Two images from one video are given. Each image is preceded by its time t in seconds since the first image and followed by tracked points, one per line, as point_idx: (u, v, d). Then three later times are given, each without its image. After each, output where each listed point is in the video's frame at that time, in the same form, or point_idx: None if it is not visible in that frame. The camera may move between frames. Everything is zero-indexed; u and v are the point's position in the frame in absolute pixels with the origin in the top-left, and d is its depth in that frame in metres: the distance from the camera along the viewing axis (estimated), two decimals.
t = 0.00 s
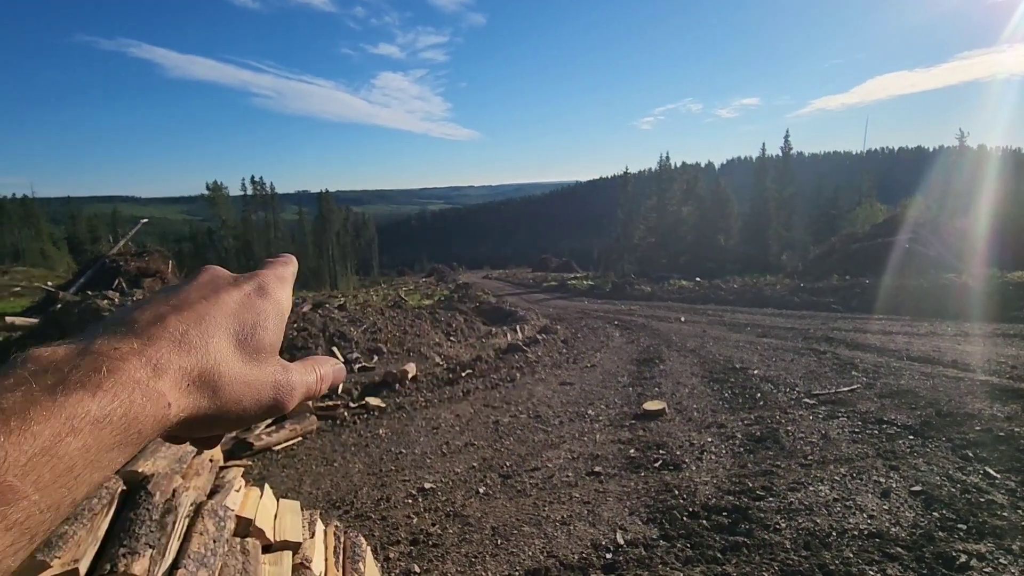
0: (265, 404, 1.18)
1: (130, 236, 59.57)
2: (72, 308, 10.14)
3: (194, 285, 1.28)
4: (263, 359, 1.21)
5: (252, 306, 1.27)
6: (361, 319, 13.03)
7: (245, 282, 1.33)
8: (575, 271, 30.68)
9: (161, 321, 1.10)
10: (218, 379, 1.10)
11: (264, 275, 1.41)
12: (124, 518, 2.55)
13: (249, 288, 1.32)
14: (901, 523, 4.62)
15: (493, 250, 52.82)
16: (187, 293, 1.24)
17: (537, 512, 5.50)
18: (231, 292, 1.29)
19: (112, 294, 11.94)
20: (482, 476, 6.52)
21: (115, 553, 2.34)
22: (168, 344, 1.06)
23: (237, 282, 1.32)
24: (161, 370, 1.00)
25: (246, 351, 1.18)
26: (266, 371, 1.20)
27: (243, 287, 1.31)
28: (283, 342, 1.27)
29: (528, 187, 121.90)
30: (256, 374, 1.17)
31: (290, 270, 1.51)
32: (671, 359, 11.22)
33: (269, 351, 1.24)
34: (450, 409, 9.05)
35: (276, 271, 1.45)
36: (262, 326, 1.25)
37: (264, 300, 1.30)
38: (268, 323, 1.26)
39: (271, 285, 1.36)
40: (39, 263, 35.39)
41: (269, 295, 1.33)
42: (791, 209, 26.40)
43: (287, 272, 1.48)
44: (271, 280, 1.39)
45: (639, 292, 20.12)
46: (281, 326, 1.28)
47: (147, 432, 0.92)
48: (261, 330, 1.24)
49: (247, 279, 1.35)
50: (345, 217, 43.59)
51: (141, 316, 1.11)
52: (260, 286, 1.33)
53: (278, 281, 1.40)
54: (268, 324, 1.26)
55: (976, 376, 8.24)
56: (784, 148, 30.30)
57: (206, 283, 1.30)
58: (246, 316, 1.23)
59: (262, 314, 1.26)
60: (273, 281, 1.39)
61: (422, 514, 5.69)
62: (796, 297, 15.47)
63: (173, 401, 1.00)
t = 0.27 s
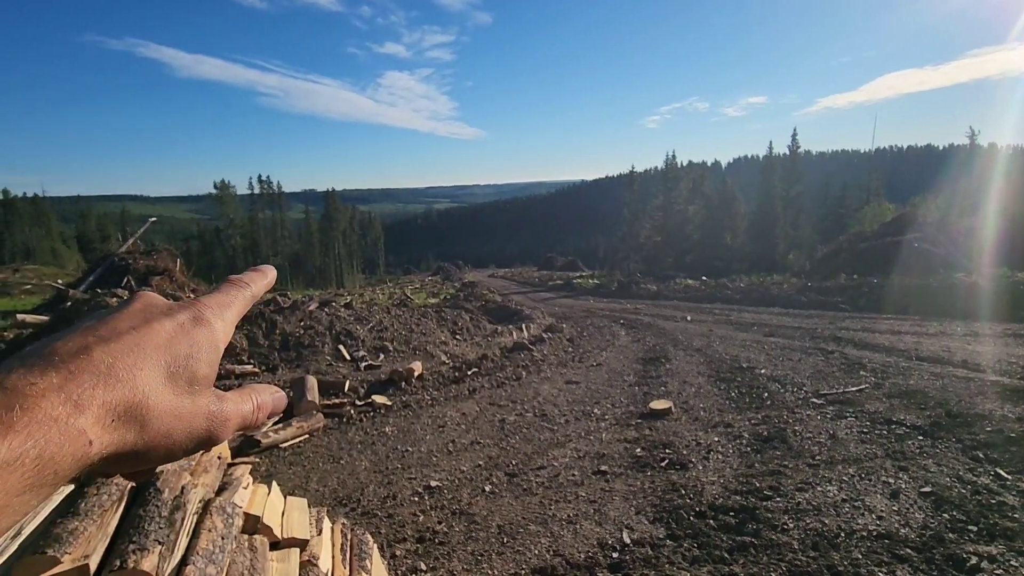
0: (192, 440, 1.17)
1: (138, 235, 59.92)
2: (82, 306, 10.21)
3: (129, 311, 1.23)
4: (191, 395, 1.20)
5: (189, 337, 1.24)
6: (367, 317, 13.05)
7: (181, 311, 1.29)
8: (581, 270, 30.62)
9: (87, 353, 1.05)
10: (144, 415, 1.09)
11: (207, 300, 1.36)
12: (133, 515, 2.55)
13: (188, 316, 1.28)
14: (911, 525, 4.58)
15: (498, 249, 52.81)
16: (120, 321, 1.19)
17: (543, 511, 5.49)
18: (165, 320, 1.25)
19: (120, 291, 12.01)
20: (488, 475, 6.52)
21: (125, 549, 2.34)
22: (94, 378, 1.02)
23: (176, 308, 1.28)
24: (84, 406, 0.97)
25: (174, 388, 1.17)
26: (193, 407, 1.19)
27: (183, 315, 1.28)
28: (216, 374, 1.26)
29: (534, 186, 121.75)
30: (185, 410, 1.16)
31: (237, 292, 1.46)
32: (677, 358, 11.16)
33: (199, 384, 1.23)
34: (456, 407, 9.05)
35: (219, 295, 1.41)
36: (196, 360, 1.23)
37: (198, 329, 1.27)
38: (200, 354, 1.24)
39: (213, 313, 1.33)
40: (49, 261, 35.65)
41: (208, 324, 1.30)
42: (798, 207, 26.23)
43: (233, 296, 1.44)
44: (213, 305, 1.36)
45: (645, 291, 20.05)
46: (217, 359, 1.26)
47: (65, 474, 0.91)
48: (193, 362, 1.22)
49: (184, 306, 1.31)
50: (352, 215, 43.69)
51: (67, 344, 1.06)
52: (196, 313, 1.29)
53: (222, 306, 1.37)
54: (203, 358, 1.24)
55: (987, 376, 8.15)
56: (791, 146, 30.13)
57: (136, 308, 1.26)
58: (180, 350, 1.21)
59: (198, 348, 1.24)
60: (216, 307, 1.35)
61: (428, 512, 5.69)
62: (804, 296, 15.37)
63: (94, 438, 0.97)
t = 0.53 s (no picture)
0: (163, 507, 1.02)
1: (142, 235, 60.18)
2: (86, 306, 10.24)
3: (113, 360, 1.11)
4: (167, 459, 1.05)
5: (173, 389, 1.10)
6: (370, 317, 13.06)
7: (171, 363, 1.16)
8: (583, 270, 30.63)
9: (48, 408, 0.92)
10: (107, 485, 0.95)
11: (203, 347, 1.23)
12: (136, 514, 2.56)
13: (176, 368, 1.15)
14: (914, 526, 4.56)
15: (500, 249, 52.89)
16: (98, 369, 1.06)
17: (546, 511, 5.49)
18: (152, 372, 1.12)
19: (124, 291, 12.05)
20: (490, 474, 6.52)
21: (128, 548, 2.35)
22: (58, 444, 0.89)
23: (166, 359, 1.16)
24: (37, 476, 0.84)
25: (150, 450, 1.03)
26: (166, 472, 1.03)
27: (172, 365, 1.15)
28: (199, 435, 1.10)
29: (536, 186, 121.82)
30: (157, 475, 1.01)
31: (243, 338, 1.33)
32: (679, 358, 11.16)
33: (181, 443, 1.07)
34: (458, 407, 9.05)
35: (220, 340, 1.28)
36: (179, 417, 1.08)
37: (187, 383, 1.13)
38: (186, 411, 1.09)
39: (208, 362, 1.19)
40: (53, 260, 35.81)
41: (200, 375, 1.16)
42: (800, 207, 26.18)
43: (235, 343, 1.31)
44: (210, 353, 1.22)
45: (647, 291, 20.06)
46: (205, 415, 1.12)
47: (1, 557, 0.78)
48: (175, 423, 1.07)
49: (175, 355, 1.18)
50: (354, 215, 43.77)
51: (31, 396, 0.94)
52: (187, 368, 1.16)
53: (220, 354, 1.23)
54: (187, 414, 1.09)
55: (990, 376, 8.13)
56: (794, 146, 30.08)
57: (126, 359, 1.14)
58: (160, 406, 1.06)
59: (182, 402, 1.09)
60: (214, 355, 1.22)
61: (430, 512, 5.69)
62: (806, 296, 15.34)
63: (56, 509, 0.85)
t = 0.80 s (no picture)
0: (143, 379, 1.34)
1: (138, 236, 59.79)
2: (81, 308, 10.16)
3: (97, 260, 1.41)
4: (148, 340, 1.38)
5: (149, 287, 1.43)
6: (367, 318, 13.03)
7: (139, 262, 1.48)
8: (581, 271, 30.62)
9: (47, 287, 1.24)
10: (96, 354, 1.26)
11: (167, 254, 1.56)
12: (131, 519, 2.54)
13: (151, 270, 1.47)
14: (911, 527, 4.57)
15: (498, 249, 52.82)
16: (88, 266, 1.37)
17: (543, 513, 5.48)
18: (125, 267, 1.44)
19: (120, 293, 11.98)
20: (487, 476, 6.51)
21: (123, 550, 2.34)
22: (62, 316, 1.21)
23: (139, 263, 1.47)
24: (39, 342, 1.15)
25: (132, 332, 1.35)
26: (146, 346, 1.37)
27: (146, 269, 1.47)
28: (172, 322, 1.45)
29: (533, 186, 121.85)
30: (141, 352, 1.34)
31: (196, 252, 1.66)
32: (676, 358, 11.17)
33: (153, 330, 1.41)
34: (455, 408, 9.03)
35: (178, 249, 1.61)
36: (152, 306, 1.41)
37: (157, 281, 1.46)
38: (156, 302, 1.43)
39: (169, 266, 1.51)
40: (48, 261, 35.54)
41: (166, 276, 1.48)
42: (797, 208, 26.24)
43: (191, 254, 1.64)
44: (171, 259, 1.55)
45: (645, 292, 20.05)
46: (170, 309, 1.45)
47: (24, 396, 1.09)
48: (151, 309, 1.42)
49: (143, 258, 1.49)
50: (351, 216, 43.67)
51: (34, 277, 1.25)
52: (157, 262, 1.50)
53: (179, 260, 1.57)
54: (158, 304, 1.43)
55: (985, 377, 8.17)
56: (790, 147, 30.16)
57: (101, 254, 1.47)
58: (138, 300, 1.39)
59: (156, 296, 1.43)
60: (171, 261, 1.55)
61: (427, 514, 5.68)
62: (803, 297, 15.36)
63: (64, 368, 1.19)
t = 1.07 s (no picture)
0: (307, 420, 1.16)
1: (127, 237, 59.29)
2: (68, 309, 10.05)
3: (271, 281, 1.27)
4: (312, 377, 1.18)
5: (319, 317, 1.25)
6: (359, 320, 12.98)
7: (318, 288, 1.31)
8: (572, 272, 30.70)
9: (226, 315, 1.10)
10: (270, 392, 1.10)
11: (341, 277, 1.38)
12: (117, 524, 2.52)
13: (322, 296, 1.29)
14: (898, 526, 4.61)
15: (490, 251, 52.87)
16: (262, 287, 1.23)
17: (534, 515, 5.48)
18: (303, 293, 1.27)
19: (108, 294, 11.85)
20: (479, 478, 6.50)
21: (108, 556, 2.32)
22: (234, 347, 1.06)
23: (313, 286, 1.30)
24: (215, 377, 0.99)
25: (302, 367, 1.17)
26: (312, 383, 1.18)
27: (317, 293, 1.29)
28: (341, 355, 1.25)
29: (525, 188, 122.06)
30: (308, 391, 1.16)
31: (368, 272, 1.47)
32: (668, 359, 11.21)
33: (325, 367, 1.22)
34: (447, 410, 9.02)
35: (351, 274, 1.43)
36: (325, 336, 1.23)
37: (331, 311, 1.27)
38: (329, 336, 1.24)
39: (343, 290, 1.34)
40: (35, 262, 35.17)
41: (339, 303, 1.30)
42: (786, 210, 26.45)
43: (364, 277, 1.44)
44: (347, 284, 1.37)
45: (636, 293, 20.14)
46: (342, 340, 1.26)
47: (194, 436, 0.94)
48: (318, 344, 1.21)
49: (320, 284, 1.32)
50: (342, 217, 43.55)
51: (212, 302, 1.12)
52: (335, 290, 1.31)
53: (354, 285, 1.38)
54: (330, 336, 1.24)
55: (970, 377, 8.27)
56: (780, 149, 30.42)
57: (281, 277, 1.31)
58: (313, 329, 1.22)
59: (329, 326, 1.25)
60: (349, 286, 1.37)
61: (418, 516, 5.66)
62: (792, 298, 15.49)
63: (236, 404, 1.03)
